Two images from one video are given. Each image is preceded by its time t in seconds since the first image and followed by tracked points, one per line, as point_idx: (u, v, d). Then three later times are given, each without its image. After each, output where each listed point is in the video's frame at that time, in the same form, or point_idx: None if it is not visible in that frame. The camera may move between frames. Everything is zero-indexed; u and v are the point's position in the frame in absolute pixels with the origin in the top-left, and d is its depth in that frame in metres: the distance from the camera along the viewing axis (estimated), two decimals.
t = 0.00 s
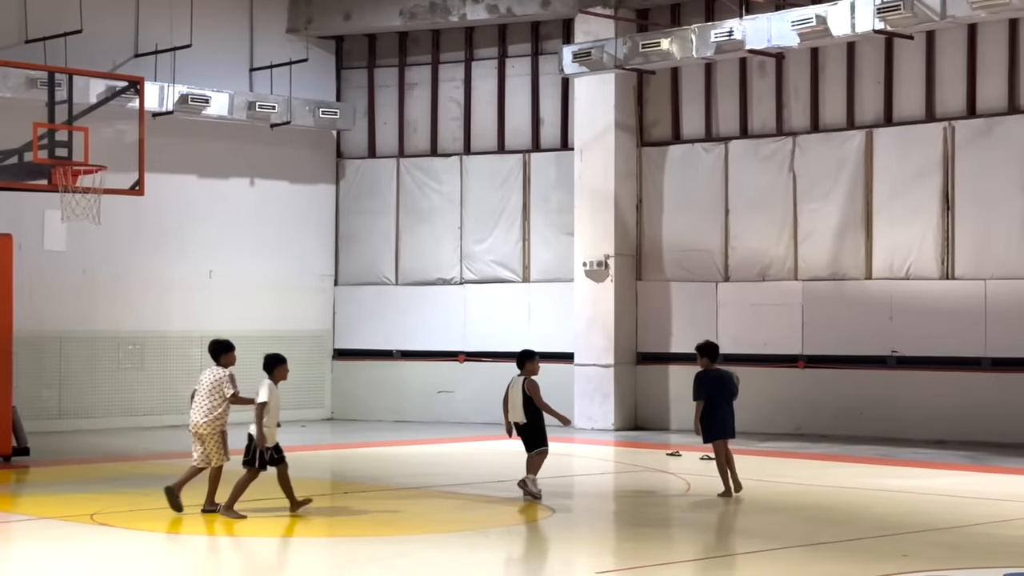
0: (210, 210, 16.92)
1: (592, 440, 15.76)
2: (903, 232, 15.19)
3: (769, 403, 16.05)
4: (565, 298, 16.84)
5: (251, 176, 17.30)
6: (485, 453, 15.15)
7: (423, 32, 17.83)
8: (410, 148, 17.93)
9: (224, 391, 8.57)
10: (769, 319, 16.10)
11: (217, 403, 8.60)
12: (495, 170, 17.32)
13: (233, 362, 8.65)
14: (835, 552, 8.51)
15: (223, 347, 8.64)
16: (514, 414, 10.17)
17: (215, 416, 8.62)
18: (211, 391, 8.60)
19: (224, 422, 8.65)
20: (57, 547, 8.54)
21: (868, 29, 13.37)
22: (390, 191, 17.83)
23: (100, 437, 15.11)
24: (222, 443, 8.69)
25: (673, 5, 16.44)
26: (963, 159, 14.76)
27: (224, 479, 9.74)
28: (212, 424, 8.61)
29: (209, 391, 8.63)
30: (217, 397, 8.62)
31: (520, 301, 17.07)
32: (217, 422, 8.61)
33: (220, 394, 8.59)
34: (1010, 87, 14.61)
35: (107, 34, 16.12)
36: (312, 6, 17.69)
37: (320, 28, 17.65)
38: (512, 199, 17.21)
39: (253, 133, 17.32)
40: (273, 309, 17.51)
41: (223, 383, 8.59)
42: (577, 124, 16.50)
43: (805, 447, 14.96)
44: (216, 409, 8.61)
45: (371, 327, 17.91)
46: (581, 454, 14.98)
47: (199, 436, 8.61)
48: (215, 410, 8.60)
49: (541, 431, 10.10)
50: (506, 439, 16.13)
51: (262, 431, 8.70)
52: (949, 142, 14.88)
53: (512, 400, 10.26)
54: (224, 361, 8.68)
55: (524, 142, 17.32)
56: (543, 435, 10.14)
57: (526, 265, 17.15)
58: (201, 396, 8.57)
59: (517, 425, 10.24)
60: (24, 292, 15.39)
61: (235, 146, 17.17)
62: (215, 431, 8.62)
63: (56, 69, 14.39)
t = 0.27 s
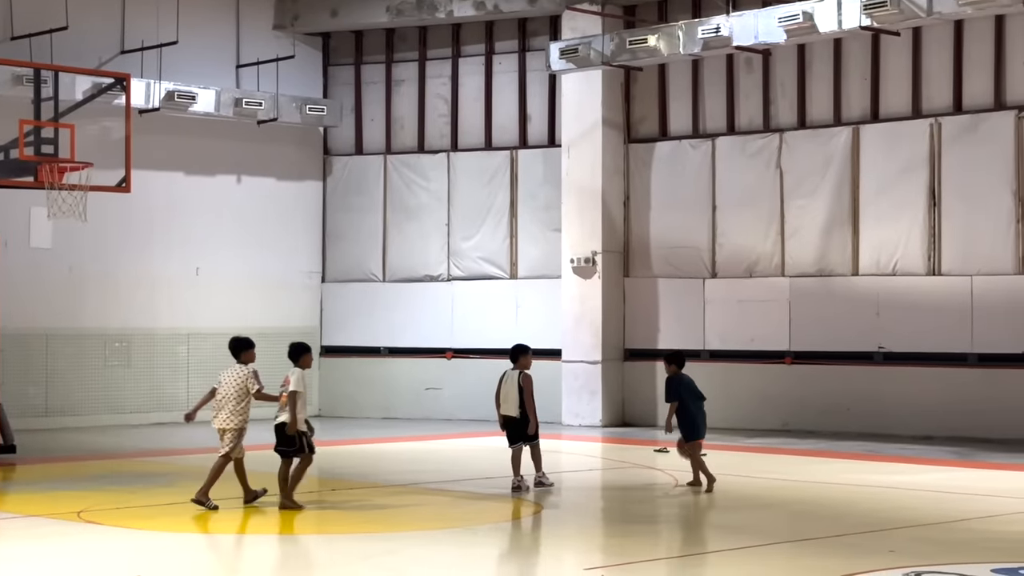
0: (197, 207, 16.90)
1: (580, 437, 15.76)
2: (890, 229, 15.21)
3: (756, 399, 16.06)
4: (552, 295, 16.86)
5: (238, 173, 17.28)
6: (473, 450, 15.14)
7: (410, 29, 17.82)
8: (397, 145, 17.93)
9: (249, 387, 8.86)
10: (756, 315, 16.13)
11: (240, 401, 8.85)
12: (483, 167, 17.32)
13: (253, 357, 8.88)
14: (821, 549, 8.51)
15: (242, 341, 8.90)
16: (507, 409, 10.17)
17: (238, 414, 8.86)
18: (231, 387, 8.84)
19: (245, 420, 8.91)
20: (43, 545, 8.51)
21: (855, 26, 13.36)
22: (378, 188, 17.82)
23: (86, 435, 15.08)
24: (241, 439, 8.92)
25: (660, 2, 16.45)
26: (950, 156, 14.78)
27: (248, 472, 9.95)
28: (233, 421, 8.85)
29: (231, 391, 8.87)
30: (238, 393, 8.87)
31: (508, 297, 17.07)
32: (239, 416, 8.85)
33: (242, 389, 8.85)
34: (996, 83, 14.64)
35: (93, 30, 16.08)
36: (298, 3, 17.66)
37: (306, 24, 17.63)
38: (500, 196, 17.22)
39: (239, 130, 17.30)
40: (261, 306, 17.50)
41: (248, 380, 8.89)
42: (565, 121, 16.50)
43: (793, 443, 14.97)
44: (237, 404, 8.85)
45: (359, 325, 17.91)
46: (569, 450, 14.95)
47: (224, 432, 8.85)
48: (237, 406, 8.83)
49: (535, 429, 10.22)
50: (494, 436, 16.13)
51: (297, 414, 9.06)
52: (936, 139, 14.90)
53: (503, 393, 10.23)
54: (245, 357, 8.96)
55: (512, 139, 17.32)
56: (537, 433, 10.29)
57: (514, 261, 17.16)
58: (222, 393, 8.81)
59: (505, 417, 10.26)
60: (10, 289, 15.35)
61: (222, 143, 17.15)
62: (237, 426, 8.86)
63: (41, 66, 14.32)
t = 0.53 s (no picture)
0: (190, 205, 16.89)
1: (574, 434, 15.77)
2: (882, 226, 15.23)
3: (750, 396, 16.07)
4: (545, 292, 16.86)
5: (231, 170, 17.27)
6: (467, 447, 15.14)
7: (403, 26, 17.81)
8: (390, 142, 17.93)
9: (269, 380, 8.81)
10: (748, 312, 16.14)
11: (264, 392, 8.86)
12: (476, 164, 17.32)
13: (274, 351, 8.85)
14: (812, 545, 8.52)
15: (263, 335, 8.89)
16: (506, 406, 10.16)
17: (264, 404, 8.89)
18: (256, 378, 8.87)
19: (275, 410, 8.90)
20: (35, 543, 8.51)
21: (847, 23, 13.36)
22: (370, 186, 17.82)
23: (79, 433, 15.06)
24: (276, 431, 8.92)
25: None
26: (942, 153, 14.80)
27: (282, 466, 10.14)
28: (260, 412, 8.87)
29: (258, 382, 8.89)
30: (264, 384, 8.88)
31: (501, 294, 17.08)
32: (267, 406, 8.88)
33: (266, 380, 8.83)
34: (988, 80, 14.66)
35: (85, 28, 16.05)
36: None
37: (299, 21, 17.62)
38: (493, 193, 17.22)
39: (232, 127, 17.29)
40: (253, 304, 17.49)
41: (270, 371, 8.83)
42: (558, 118, 16.51)
43: (786, 440, 14.98)
44: (263, 394, 8.86)
45: (352, 322, 17.90)
46: (562, 448, 14.95)
47: (253, 423, 8.88)
48: (264, 397, 8.86)
49: (531, 424, 10.26)
50: (488, 433, 16.13)
51: (332, 419, 8.87)
52: (928, 136, 14.91)
53: (500, 392, 10.22)
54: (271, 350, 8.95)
55: (505, 137, 17.32)
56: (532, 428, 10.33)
57: (507, 259, 17.16)
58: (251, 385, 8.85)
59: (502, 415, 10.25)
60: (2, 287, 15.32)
61: (215, 141, 17.14)
62: (266, 417, 8.86)
63: (33, 63, 14.28)
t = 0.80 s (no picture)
0: (189, 203, 16.89)
1: (572, 431, 15.77)
2: (880, 223, 15.23)
3: (748, 394, 16.07)
4: (544, 290, 16.86)
5: (229, 168, 17.26)
6: (465, 445, 15.14)
7: (401, 24, 17.80)
8: (388, 141, 17.93)
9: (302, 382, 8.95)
10: (746, 310, 16.14)
11: (301, 395, 8.99)
12: (474, 162, 17.32)
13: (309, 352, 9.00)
14: (811, 542, 8.52)
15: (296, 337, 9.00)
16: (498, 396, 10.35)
17: (301, 406, 9.02)
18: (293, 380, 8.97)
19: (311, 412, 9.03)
20: (33, 542, 8.50)
21: (845, 20, 13.36)
22: (368, 184, 17.82)
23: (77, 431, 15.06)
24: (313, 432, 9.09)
25: None
26: (939, 151, 14.80)
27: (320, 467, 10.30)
28: (298, 413, 9.01)
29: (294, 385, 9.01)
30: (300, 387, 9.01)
31: (500, 292, 17.08)
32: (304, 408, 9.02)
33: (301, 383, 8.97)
34: (986, 77, 14.66)
35: (83, 27, 16.04)
36: None
37: (296, 19, 17.62)
38: (491, 191, 17.22)
39: (230, 125, 17.29)
40: (252, 302, 17.49)
41: (303, 373, 8.98)
42: (556, 116, 16.51)
43: (784, 437, 14.98)
44: (301, 397, 9.00)
45: (350, 321, 17.90)
46: (561, 445, 14.94)
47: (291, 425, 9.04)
48: (302, 399, 8.99)
49: (518, 415, 10.45)
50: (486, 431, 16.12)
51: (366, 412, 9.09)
52: (926, 133, 14.91)
53: (494, 379, 10.40)
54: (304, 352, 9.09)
55: (503, 135, 17.32)
56: (518, 419, 10.51)
57: (505, 257, 17.16)
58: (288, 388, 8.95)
59: (493, 403, 10.43)
60: None
61: (213, 139, 17.13)
62: (304, 418, 9.02)
63: (31, 61, 14.26)
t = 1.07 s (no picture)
0: (190, 202, 16.90)
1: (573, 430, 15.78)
2: (882, 221, 15.22)
3: (749, 392, 16.07)
4: (545, 289, 16.87)
5: (230, 167, 17.27)
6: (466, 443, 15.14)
7: (402, 23, 17.81)
8: (389, 139, 17.93)
9: (338, 372, 9.30)
10: (748, 308, 16.15)
11: (335, 386, 9.34)
12: (475, 161, 17.32)
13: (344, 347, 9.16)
14: (813, 540, 8.52)
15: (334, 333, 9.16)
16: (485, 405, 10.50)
17: (336, 398, 9.36)
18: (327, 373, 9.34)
19: (344, 402, 9.35)
20: (36, 539, 8.51)
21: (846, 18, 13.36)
22: (369, 183, 17.83)
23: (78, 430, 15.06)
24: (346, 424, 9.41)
25: None
26: (940, 149, 14.80)
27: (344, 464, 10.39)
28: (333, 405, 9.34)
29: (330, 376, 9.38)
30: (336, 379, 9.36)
31: (501, 291, 17.08)
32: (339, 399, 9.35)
33: (335, 373, 9.32)
34: (987, 76, 14.66)
35: (84, 25, 16.04)
36: None
37: (298, 18, 17.63)
38: (492, 189, 17.22)
39: (231, 124, 17.29)
40: (253, 301, 17.49)
41: (339, 365, 9.33)
42: (557, 114, 16.52)
43: (785, 436, 14.98)
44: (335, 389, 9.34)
45: (351, 319, 17.91)
46: (563, 444, 14.95)
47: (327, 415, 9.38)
48: (335, 390, 9.33)
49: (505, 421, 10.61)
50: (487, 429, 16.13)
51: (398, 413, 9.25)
52: (927, 132, 14.91)
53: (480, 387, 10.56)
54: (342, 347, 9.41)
55: (504, 133, 17.32)
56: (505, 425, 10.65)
57: (506, 255, 17.16)
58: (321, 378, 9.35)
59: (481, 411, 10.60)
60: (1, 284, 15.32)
61: (214, 138, 17.14)
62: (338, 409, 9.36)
63: (32, 60, 14.25)
